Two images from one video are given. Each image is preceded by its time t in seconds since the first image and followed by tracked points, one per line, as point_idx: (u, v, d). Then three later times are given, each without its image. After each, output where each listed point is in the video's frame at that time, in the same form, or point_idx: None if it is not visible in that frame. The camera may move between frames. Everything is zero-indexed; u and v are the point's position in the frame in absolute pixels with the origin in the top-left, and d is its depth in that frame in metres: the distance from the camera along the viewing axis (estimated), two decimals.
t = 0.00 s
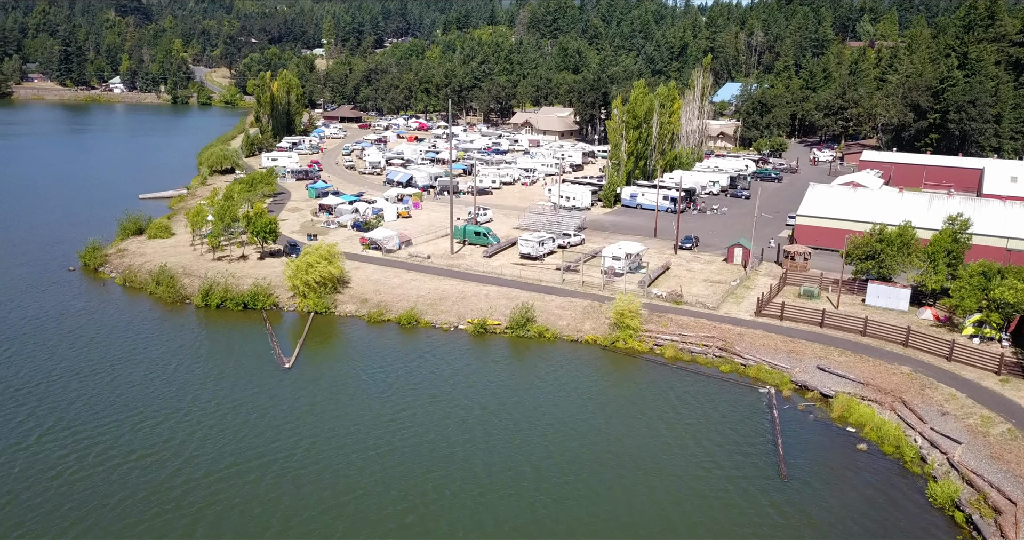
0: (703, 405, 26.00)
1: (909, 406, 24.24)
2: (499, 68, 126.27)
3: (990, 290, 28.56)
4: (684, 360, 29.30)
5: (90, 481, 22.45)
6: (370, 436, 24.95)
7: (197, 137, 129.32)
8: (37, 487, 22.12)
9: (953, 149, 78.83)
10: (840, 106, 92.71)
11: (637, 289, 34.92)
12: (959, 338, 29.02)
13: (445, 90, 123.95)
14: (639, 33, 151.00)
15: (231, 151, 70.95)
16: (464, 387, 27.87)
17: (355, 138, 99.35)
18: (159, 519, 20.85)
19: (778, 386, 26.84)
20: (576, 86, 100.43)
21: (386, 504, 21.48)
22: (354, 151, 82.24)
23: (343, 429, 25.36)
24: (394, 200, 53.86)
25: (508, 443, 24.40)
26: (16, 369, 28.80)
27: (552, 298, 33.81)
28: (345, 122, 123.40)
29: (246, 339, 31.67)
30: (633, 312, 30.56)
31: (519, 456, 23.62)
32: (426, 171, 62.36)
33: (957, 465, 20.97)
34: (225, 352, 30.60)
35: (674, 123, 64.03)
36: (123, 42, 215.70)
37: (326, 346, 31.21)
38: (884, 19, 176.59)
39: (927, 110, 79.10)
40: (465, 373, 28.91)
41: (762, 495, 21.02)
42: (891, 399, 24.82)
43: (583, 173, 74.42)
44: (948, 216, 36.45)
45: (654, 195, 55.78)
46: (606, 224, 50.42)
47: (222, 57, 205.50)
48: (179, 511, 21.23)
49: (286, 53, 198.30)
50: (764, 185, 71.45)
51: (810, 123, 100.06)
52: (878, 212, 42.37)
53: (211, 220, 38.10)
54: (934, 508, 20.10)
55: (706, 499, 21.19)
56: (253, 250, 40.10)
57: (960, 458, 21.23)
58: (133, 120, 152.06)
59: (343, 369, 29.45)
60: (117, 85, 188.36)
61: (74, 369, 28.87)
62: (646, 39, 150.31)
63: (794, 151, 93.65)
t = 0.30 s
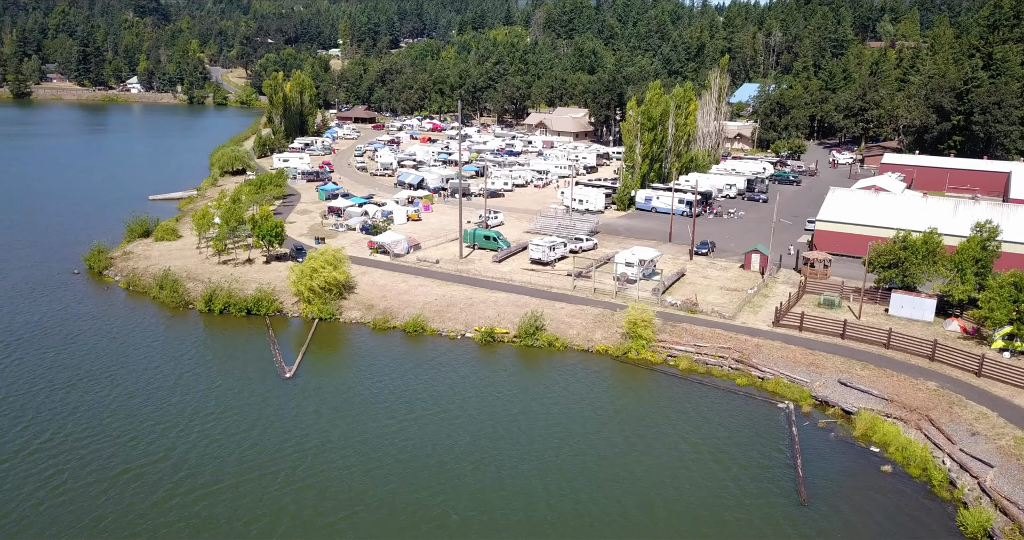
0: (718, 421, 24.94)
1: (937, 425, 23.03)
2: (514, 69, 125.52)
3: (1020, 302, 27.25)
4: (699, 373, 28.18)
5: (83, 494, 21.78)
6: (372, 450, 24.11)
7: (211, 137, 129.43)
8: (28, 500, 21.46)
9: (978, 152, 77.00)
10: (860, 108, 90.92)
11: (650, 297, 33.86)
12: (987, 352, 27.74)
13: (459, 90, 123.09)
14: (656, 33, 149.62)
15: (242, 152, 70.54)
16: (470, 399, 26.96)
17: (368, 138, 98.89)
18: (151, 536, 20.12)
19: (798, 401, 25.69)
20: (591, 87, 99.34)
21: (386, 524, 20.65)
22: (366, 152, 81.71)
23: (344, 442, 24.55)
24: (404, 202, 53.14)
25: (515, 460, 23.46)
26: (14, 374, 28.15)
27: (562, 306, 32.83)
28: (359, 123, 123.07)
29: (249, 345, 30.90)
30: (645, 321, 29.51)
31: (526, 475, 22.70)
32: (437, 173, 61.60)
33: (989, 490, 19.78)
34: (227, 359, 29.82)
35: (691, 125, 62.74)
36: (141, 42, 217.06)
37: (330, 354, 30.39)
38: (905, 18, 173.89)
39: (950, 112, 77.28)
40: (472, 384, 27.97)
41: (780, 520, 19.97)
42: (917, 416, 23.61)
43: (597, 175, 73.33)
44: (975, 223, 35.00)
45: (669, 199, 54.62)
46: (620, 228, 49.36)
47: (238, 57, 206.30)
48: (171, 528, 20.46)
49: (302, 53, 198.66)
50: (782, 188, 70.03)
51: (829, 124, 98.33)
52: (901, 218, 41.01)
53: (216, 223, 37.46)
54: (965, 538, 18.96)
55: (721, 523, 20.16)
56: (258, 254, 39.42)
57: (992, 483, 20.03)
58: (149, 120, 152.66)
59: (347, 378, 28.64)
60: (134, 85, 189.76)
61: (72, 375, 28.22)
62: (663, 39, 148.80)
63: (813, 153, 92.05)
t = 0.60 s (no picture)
0: (736, 442, 23.71)
1: (973, 450, 21.63)
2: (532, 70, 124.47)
3: None
4: (717, 389, 26.94)
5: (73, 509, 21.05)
6: (374, 468, 23.15)
7: (230, 138, 129.66)
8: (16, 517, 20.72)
9: (1008, 155, 74.67)
10: (885, 110, 88.67)
11: (666, 307, 32.61)
12: None
13: (477, 91, 122.10)
14: (676, 33, 147.69)
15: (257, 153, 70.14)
16: (477, 415, 25.92)
17: (384, 140, 98.36)
18: None
19: (822, 421, 24.37)
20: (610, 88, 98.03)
21: None
22: (381, 154, 81.11)
23: (345, 458, 23.63)
24: (417, 206, 52.31)
25: (523, 481, 22.41)
26: (13, 382, 27.58)
27: (575, 316, 31.68)
28: (376, 124, 122.69)
29: (251, 355, 30.09)
30: (661, 334, 28.30)
31: (534, 497, 21.64)
32: (452, 176, 60.69)
33: None
34: (228, 369, 29.01)
35: (711, 127, 61.22)
36: (163, 42, 218.80)
37: (334, 364, 29.49)
38: (932, 18, 170.36)
39: (980, 114, 74.98)
40: (479, 398, 26.95)
41: None
42: (950, 440, 22.23)
43: (615, 178, 72.01)
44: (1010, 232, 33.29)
45: (688, 203, 53.25)
46: (637, 234, 48.10)
47: (258, 58, 207.17)
48: None
49: (321, 54, 199.03)
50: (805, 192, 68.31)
51: (854, 126, 96.11)
52: (931, 225, 39.35)
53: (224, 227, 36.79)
54: None
55: None
56: (266, 259, 38.71)
57: None
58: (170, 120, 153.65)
59: (351, 390, 27.73)
60: (155, 85, 191.36)
61: (71, 384, 27.60)
62: (683, 39, 146.89)
63: (836, 156, 90.04)
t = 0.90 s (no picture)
0: (751, 462, 22.67)
1: (1004, 475, 20.44)
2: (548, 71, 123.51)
3: None
4: (732, 405, 25.86)
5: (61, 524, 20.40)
6: (373, 484, 22.32)
7: (245, 138, 129.78)
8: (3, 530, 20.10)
9: None
10: (907, 111, 86.82)
11: (680, 317, 31.52)
12: None
13: (491, 92, 121.21)
14: (693, 33, 145.92)
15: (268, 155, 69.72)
16: (481, 430, 25.03)
17: (398, 141, 97.87)
18: None
19: (842, 441, 23.23)
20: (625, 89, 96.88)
21: None
22: (393, 155, 80.48)
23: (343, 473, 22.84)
24: (427, 209, 51.58)
25: (527, 501, 21.49)
26: (9, 390, 27.07)
27: (586, 325, 30.69)
28: (390, 125, 122.21)
29: (252, 363, 29.36)
30: (674, 346, 27.26)
31: (538, 519, 20.74)
32: (463, 179, 59.91)
33: None
34: (227, 379, 28.27)
35: (728, 130, 59.94)
36: (181, 43, 220.02)
37: (336, 375, 28.67)
38: (955, 18, 167.27)
39: (1005, 116, 73.03)
40: (484, 411, 26.05)
41: None
42: (979, 464, 21.04)
43: (629, 181, 70.90)
44: None
45: (703, 207, 52.07)
46: (650, 239, 47.03)
47: (275, 58, 207.67)
48: None
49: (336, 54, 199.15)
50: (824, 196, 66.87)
51: (874, 128, 94.22)
52: (956, 233, 37.96)
53: (228, 232, 36.21)
54: None
55: None
56: (272, 263, 38.09)
57: None
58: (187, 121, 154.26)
59: (354, 401, 26.89)
60: (172, 85, 192.11)
61: (67, 392, 27.00)
62: (700, 39, 145.18)
63: (856, 158, 88.32)
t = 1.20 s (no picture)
0: (759, 484, 21.66)
1: None
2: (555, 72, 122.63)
3: None
4: (739, 421, 24.83)
5: None
6: (364, 504, 21.41)
7: (252, 140, 129.35)
8: None
9: None
10: (919, 113, 85.41)
11: (686, 328, 30.46)
12: None
13: (498, 93, 120.18)
14: (702, 34, 144.59)
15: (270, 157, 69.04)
16: (478, 446, 24.09)
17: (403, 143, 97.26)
18: None
19: (855, 462, 22.18)
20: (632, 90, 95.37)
21: None
22: (397, 158, 79.75)
23: (334, 491, 21.94)
24: (430, 213, 50.83)
25: (523, 525, 20.59)
26: None
27: (588, 336, 29.71)
28: (396, 126, 121.52)
29: (243, 375, 28.44)
30: (679, 359, 26.23)
31: None
32: (467, 182, 59.07)
33: None
34: (217, 391, 27.33)
35: (736, 132, 58.84)
36: (189, 43, 220.14)
37: (330, 387, 27.70)
38: (967, 18, 165.30)
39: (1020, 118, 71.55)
40: (482, 427, 25.10)
41: None
42: (1001, 490, 19.97)
43: (636, 184, 69.91)
44: None
45: (711, 212, 51.09)
46: (657, 244, 46.03)
47: (282, 59, 207.44)
48: None
49: (343, 55, 198.75)
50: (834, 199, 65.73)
51: (885, 130, 92.80)
52: (971, 240, 36.81)
53: (224, 237, 35.46)
54: None
55: None
56: (268, 269, 37.31)
57: None
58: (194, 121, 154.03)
59: (348, 414, 25.99)
60: (180, 86, 192.02)
61: (53, 403, 26.14)
62: (709, 40, 143.91)
63: (867, 161, 87.01)
